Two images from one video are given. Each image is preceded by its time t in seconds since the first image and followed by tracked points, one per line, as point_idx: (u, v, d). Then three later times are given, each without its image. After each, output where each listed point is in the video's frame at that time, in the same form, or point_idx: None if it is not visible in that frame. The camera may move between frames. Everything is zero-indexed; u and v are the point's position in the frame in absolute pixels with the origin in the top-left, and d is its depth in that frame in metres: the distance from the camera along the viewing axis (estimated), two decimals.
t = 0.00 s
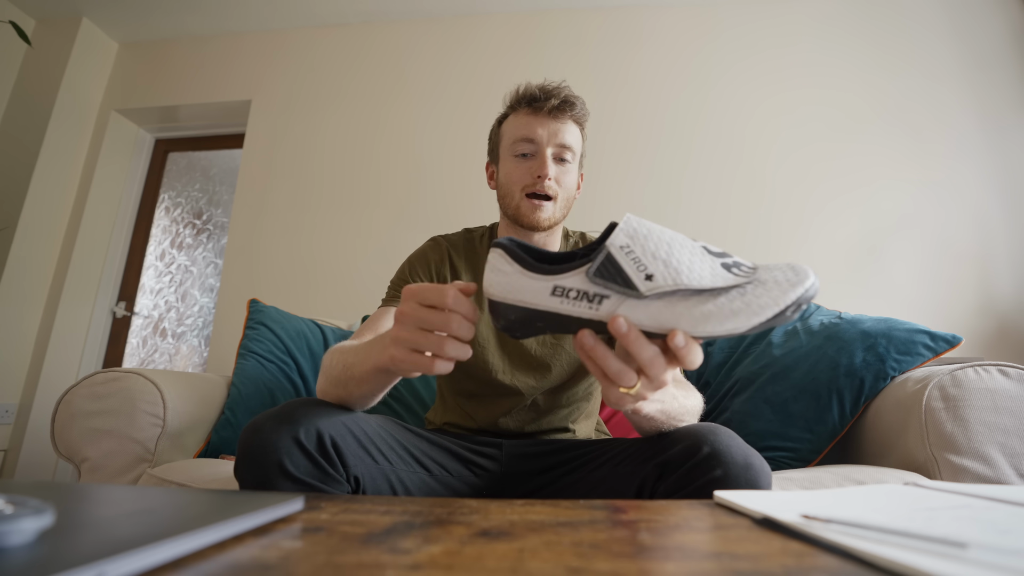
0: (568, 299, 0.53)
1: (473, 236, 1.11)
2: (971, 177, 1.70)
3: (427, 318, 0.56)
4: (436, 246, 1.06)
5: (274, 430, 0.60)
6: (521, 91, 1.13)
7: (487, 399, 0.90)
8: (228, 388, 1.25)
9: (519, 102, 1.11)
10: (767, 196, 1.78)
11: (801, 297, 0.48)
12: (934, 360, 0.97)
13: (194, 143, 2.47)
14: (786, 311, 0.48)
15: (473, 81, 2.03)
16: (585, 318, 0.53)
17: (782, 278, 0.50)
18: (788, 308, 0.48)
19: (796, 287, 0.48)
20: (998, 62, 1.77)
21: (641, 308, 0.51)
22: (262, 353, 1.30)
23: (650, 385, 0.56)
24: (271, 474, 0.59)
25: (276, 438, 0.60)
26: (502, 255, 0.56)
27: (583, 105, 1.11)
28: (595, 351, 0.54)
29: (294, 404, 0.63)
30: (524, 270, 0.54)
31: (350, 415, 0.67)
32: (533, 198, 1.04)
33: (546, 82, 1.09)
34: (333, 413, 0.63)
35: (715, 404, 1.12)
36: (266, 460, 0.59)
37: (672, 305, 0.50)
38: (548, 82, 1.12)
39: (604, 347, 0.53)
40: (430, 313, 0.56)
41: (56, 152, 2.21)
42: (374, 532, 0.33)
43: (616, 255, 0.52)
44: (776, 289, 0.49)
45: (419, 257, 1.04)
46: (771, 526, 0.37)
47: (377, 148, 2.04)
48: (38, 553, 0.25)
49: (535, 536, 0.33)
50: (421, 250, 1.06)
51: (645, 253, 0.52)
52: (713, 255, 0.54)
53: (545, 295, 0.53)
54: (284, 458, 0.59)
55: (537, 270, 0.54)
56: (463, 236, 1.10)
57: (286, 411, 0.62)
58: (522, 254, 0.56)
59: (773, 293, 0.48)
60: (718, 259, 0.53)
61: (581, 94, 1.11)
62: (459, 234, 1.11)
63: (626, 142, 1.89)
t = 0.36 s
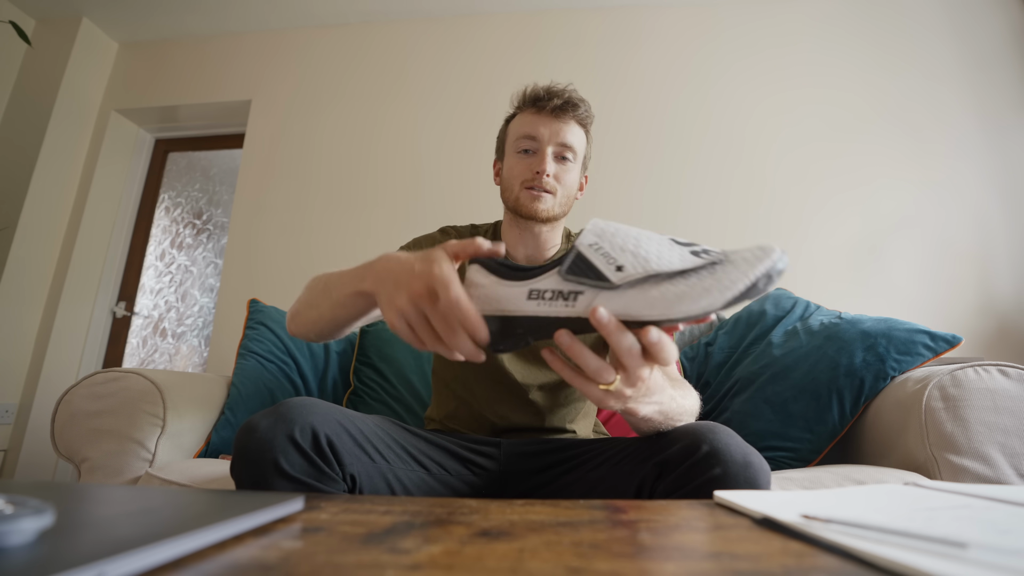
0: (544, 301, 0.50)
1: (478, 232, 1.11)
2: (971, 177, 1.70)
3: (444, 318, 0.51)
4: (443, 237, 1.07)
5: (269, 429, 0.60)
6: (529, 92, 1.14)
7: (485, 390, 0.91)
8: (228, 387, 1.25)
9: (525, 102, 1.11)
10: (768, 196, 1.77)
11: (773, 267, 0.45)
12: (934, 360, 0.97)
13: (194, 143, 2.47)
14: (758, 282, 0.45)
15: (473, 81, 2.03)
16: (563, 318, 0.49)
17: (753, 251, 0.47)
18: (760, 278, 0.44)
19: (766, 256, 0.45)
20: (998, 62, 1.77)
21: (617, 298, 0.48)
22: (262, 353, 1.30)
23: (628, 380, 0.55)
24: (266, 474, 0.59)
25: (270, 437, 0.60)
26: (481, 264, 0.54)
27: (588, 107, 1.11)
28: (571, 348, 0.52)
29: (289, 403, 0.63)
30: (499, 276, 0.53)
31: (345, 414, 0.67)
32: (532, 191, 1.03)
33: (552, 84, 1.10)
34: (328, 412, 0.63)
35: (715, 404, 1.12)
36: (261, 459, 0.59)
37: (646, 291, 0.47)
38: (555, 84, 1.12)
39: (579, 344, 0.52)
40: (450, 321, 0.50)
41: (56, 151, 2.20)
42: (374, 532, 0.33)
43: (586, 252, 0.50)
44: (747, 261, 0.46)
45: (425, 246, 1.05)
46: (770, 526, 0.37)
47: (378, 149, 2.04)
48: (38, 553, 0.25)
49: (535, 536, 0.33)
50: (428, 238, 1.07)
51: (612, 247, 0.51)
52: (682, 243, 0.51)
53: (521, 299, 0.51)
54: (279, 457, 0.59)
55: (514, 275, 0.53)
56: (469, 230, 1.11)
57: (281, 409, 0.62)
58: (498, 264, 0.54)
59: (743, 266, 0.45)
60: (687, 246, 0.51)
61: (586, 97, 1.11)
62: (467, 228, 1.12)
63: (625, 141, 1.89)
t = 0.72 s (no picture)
0: (531, 295, 0.50)
1: (486, 232, 1.11)
2: (972, 177, 1.70)
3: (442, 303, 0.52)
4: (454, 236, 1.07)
5: (269, 429, 0.60)
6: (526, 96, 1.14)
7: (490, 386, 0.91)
8: (228, 388, 1.25)
9: (524, 106, 1.11)
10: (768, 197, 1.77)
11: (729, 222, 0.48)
12: (934, 360, 0.97)
13: (194, 143, 2.47)
14: (720, 236, 0.47)
15: (473, 81, 2.03)
16: (554, 305, 0.49)
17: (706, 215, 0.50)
18: (720, 233, 0.47)
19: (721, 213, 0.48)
20: (999, 62, 1.77)
21: (601, 273, 0.48)
22: (261, 353, 1.30)
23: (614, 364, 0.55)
24: (266, 473, 0.59)
25: (271, 437, 0.60)
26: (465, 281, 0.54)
27: (587, 105, 1.10)
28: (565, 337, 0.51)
29: (289, 402, 0.63)
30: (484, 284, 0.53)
31: (345, 413, 0.67)
32: (537, 196, 1.03)
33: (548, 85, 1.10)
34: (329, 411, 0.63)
35: (715, 404, 1.12)
36: (261, 458, 0.59)
37: (626, 259, 0.48)
38: (552, 84, 1.12)
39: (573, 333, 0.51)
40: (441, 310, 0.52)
41: (57, 150, 2.20)
42: (374, 532, 0.33)
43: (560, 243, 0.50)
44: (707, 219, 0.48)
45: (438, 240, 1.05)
46: (770, 526, 0.37)
47: (377, 149, 2.04)
48: (39, 553, 0.25)
49: (535, 536, 0.33)
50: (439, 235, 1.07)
51: (586, 233, 0.51)
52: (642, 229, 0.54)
53: (508, 300, 0.50)
54: (279, 456, 0.59)
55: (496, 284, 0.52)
56: (479, 228, 1.12)
57: (281, 409, 0.62)
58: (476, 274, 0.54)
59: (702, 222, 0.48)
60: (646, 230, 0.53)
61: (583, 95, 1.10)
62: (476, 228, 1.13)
63: (626, 141, 1.89)
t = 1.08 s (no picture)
0: (499, 249, 0.52)
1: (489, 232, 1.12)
2: (972, 177, 1.70)
3: (412, 284, 0.54)
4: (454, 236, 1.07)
5: (269, 429, 0.60)
6: (527, 95, 1.13)
7: (491, 386, 0.91)
8: (228, 388, 1.25)
9: (525, 106, 1.11)
10: (768, 196, 1.77)
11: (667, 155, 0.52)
12: (934, 360, 0.97)
13: (194, 143, 2.47)
14: (662, 168, 0.51)
15: (474, 81, 2.03)
16: (522, 255, 0.51)
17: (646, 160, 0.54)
18: (659, 163, 0.51)
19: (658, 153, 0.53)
20: (999, 62, 1.77)
21: (562, 217, 0.51)
22: (262, 353, 1.30)
23: (613, 375, 0.54)
24: (266, 473, 0.59)
25: (271, 437, 0.60)
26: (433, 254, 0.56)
27: (589, 105, 1.09)
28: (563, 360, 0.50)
29: (289, 402, 0.63)
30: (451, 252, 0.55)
31: (346, 413, 0.67)
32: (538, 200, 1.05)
33: (550, 85, 1.09)
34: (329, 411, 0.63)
35: (715, 404, 1.12)
36: (261, 459, 0.59)
37: (583, 201, 0.51)
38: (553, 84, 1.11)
39: (569, 355, 0.50)
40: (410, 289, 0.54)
41: (57, 150, 2.20)
42: (374, 532, 0.33)
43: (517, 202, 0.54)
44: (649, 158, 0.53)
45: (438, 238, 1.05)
46: (770, 526, 0.37)
47: (377, 149, 2.04)
48: (39, 553, 0.25)
49: (535, 536, 0.33)
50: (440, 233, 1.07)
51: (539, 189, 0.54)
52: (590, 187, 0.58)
53: (478, 258, 0.52)
54: (280, 457, 0.59)
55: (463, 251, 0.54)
56: (481, 227, 1.12)
57: (282, 409, 0.62)
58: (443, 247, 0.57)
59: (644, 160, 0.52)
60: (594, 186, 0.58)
61: (585, 95, 1.09)
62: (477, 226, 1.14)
63: (625, 141, 1.89)
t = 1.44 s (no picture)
0: (465, 335, 0.45)
1: (484, 234, 1.13)
2: (972, 177, 1.70)
3: (383, 330, 0.51)
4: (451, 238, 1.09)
5: (268, 429, 0.60)
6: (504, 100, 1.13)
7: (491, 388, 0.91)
8: (228, 387, 1.25)
9: (503, 113, 1.11)
10: (767, 196, 1.77)
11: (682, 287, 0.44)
12: (934, 360, 0.97)
13: (194, 143, 2.47)
14: (666, 302, 0.43)
15: (473, 80, 2.03)
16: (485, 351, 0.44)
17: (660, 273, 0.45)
18: (670, 298, 0.43)
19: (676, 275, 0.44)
20: (999, 62, 1.77)
21: (538, 328, 0.43)
22: (262, 353, 1.30)
23: (650, 377, 0.51)
24: (264, 473, 0.59)
25: (270, 437, 0.60)
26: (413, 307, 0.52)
27: (568, 105, 1.10)
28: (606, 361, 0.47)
29: (287, 403, 0.63)
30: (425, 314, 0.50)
31: (344, 414, 0.67)
32: (528, 203, 1.02)
33: (526, 89, 1.09)
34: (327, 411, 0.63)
35: (715, 404, 1.12)
36: (260, 459, 0.59)
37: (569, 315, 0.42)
38: (529, 86, 1.11)
39: (614, 355, 0.47)
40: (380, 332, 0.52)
41: (57, 150, 2.20)
42: (374, 532, 0.33)
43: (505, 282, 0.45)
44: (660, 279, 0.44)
45: (434, 241, 1.07)
46: (771, 526, 0.37)
47: (377, 149, 2.04)
48: (39, 553, 0.25)
49: (535, 536, 0.33)
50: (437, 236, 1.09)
51: (533, 273, 0.44)
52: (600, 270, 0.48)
53: (443, 334, 0.46)
54: (279, 457, 0.59)
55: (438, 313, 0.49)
56: (477, 231, 1.13)
57: (281, 409, 0.62)
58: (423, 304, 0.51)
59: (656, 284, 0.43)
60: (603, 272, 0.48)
61: (563, 94, 1.10)
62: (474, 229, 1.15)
63: (625, 141, 1.89)
